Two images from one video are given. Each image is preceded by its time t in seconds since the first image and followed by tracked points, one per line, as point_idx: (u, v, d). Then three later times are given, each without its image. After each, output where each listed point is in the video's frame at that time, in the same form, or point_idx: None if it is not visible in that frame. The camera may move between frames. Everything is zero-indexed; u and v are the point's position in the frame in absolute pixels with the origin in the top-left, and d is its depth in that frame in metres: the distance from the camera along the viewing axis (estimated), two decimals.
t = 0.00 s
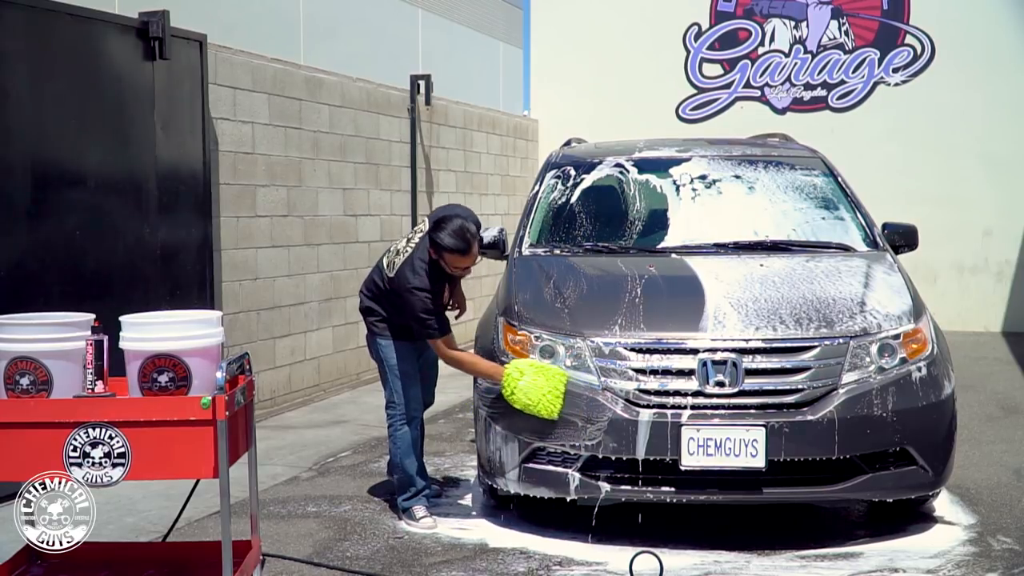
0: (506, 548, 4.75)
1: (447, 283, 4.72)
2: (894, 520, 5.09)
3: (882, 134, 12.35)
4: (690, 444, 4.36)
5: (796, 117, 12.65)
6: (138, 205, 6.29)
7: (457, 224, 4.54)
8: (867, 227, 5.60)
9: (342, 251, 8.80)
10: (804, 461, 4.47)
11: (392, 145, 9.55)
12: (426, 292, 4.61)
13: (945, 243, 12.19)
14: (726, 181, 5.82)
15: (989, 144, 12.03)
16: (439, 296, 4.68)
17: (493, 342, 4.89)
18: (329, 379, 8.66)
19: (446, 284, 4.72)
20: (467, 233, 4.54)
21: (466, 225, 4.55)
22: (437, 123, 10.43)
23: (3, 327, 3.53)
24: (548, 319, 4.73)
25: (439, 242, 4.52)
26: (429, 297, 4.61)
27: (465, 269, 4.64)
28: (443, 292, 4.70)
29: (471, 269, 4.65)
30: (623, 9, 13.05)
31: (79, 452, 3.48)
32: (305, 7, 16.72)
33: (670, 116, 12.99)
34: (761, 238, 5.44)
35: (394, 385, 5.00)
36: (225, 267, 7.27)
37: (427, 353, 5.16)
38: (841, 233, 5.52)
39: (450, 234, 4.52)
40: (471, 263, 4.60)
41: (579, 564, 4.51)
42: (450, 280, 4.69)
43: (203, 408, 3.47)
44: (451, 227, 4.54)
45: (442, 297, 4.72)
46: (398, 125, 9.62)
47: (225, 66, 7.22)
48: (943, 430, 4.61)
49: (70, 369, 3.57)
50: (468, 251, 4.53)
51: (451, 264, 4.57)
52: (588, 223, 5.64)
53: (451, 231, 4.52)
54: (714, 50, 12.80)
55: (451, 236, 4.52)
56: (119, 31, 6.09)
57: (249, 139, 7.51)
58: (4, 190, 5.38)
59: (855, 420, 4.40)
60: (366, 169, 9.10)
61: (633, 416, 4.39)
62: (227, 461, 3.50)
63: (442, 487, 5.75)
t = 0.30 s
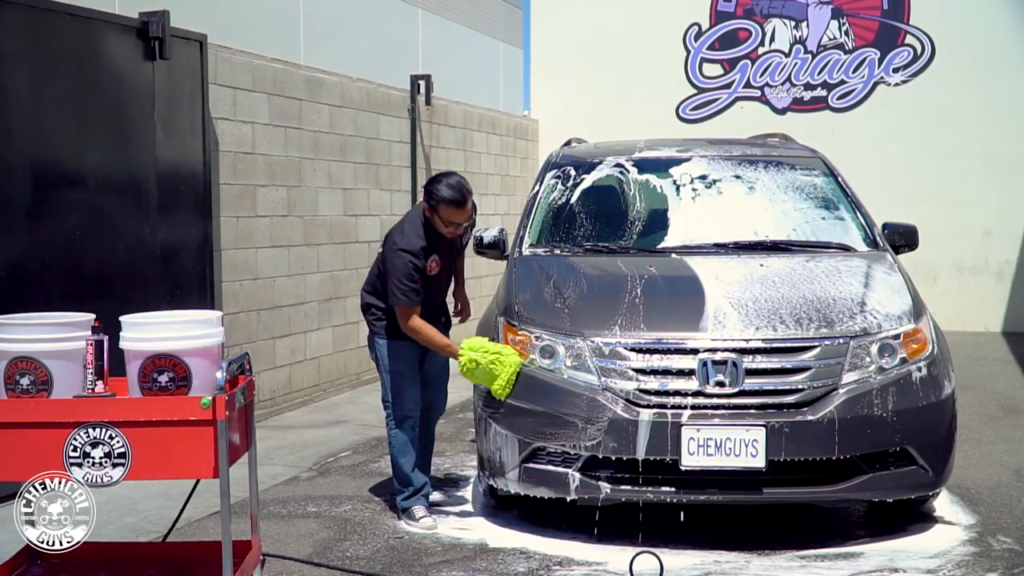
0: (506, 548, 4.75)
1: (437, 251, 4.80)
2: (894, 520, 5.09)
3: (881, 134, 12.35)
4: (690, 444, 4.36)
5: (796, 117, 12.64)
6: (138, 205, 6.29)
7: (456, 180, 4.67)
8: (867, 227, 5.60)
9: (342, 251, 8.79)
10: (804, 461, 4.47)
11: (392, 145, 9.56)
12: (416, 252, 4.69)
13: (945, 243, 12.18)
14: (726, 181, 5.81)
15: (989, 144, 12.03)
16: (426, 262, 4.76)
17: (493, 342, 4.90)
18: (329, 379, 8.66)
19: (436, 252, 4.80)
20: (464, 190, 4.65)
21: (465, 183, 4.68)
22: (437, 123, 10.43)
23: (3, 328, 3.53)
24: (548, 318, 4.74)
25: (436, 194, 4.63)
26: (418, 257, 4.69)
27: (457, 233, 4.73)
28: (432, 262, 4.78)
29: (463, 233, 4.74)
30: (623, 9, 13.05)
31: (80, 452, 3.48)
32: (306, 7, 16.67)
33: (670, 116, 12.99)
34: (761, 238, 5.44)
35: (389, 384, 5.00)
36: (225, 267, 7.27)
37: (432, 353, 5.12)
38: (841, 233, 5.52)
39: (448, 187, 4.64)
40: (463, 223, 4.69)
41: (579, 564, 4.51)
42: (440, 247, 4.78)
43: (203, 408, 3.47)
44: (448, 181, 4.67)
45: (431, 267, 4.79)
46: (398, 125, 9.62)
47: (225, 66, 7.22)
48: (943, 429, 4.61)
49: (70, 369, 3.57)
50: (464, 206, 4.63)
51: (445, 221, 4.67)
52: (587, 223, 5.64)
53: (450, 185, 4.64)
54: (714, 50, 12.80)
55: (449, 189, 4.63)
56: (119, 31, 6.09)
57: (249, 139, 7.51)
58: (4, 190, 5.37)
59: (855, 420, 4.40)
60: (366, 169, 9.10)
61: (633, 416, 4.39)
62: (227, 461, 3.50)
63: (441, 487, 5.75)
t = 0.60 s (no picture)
0: (507, 548, 4.75)
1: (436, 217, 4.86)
2: (894, 520, 5.09)
3: (882, 134, 12.35)
4: (690, 445, 4.36)
5: (796, 117, 12.64)
6: (138, 205, 6.29)
7: (461, 142, 4.76)
8: (867, 227, 5.60)
9: (342, 251, 8.79)
10: (804, 461, 4.47)
11: (391, 145, 9.56)
12: (413, 211, 4.77)
13: (945, 243, 12.18)
14: (726, 181, 5.81)
15: (989, 144, 12.03)
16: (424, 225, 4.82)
17: (493, 342, 4.90)
18: (329, 379, 8.66)
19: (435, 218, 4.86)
20: (466, 151, 4.74)
21: (468, 147, 4.77)
22: (437, 123, 10.43)
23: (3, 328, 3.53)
24: (548, 318, 4.74)
25: (439, 151, 4.74)
26: (415, 217, 4.77)
27: (456, 197, 4.80)
28: (431, 230, 4.84)
29: (462, 197, 4.80)
30: (623, 9, 13.05)
31: (79, 452, 3.48)
32: (306, 7, 16.65)
33: (670, 116, 12.99)
34: (761, 238, 5.44)
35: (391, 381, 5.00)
36: (225, 267, 7.26)
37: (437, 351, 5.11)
38: (841, 233, 5.52)
39: (453, 146, 4.73)
40: (461, 184, 4.76)
41: (580, 564, 4.51)
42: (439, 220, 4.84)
43: (203, 408, 3.47)
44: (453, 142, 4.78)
45: (429, 234, 4.84)
46: (398, 125, 9.62)
47: (225, 66, 7.22)
48: (943, 429, 4.61)
49: (70, 369, 3.57)
50: (464, 165, 4.72)
51: (444, 181, 4.75)
52: (588, 223, 5.64)
53: (454, 145, 4.73)
54: (714, 50, 12.80)
55: (452, 149, 4.72)
56: (119, 31, 6.09)
57: (249, 139, 7.51)
58: (4, 190, 5.37)
59: (855, 420, 4.41)
60: (365, 169, 9.10)
61: (633, 416, 4.40)
62: (227, 461, 3.50)
63: (441, 487, 5.75)
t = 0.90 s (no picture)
0: (507, 548, 4.75)
1: (428, 194, 4.97)
2: (894, 520, 5.09)
3: (882, 134, 12.35)
4: (690, 444, 4.36)
5: (796, 117, 12.64)
6: (138, 205, 6.29)
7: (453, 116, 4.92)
8: (867, 227, 5.60)
9: (342, 251, 8.79)
10: (804, 461, 4.46)
11: (391, 145, 9.56)
12: (402, 183, 4.94)
13: (945, 243, 12.18)
14: (726, 181, 5.81)
15: (988, 144, 12.04)
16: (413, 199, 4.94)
17: (494, 342, 4.90)
18: (329, 379, 8.66)
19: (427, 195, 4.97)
20: (455, 123, 4.89)
21: (459, 121, 4.92)
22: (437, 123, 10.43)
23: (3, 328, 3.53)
24: (548, 319, 4.74)
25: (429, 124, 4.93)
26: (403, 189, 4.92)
27: (446, 169, 4.91)
28: (422, 205, 4.95)
29: (451, 169, 4.91)
30: (623, 9, 13.05)
31: (80, 452, 3.47)
32: (306, 7, 16.64)
33: (670, 116, 12.99)
34: (761, 238, 5.44)
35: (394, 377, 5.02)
36: (225, 267, 7.26)
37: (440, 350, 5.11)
38: (841, 233, 5.52)
39: (442, 118, 4.91)
40: (448, 154, 4.88)
41: (580, 565, 4.51)
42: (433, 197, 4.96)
43: (203, 408, 3.47)
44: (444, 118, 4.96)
45: (420, 209, 4.95)
46: (398, 125, 9.62)
47: (225, 66, 7.22)
48: (943, 429, 4.61)
49: (70, 369, 3.57)
50: (450, 134, 4.87)
51: (432, 152, 4.90)
52: (588, 223, 5.64)
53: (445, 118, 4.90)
54: (715, 50, 12.80)
55: (442, 121, 4.89)
56: (119, 31, 6.09)
57: (249, 139, 7.51)
58: (4, 190, 5.37)
59: (855, 421, 4.41)
60: (365, 169, 9.10)
61: (633, 416, 4.40)
62: (227, 461, 3.51)
63: (442, 488, 5.75)
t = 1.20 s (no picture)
0: (507, 548, 4.75)
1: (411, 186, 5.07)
2: (894, 521, 5.09)
3: (882, 134, 12.35)
4: (690, 445, 4.37)
5: (797, 117, 12.64)
6: (138, 206, 6.29)
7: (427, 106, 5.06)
8: (867, 228, 5.60)
9: (342, 252, 8.79)
10: (804, 462, 4.46)
11: (391, 146, 9.56)
12: (384, 178, 5.07)
13: (946, 243, 12.18)
14: (726, 182, 5.81)
15: (988, 144, 12.04)
16: (395, 192, 5.05)
17: (494, 342, 4.91)
18: (330, 379, 8.66)
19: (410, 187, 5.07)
20: (426, 110, 5.02)
21: (433, 110, 5.04)
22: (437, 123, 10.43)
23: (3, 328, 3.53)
24: (548, 319, 4.74)
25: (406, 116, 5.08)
26: (384, 181, 5.05)
27: (421, 156, 5.01)
28: (404, 196, 5.05)
29: (425, 154, 5.00)
30: (623, 9, 13.05)
31: (80, 452, 3.47)
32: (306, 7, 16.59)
33: (670, 117, 12.99)
34: (761, 238, 5.44)
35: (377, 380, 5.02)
36: (225, 267, 7.26)
37: (428, 352, 5.15)
38: (841, 234, 5.52)
39: (418, 109, 5.05)
40: (421, 140, 5.00)
41: (580, 565, 4.51)
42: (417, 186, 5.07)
43: (203, 408, 3.47)
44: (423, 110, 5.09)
45: (402, 201, 5.04)
46: (398, 125, 9.63)
47: (225, 66, 7.22)
48: (943, 430, 4.61)
49: (70, 369, 3.57)
50: (421, 121, 4.99)
51: (408, 141, 5.03)
52: (588, 223, 5.64)
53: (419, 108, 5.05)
54: (715, 51, 12.80)
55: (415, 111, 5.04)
56: (119, 31, 6.09)
57: (249, 139, 7.51)
58: (4, 190, 5.37)
59: (855, 421, 4.41)
60: (365, 169, 9.09)
61: (634, 417, 4.40)
62: (227, 461, 3.50)
63: (442, 488, 5.75)
